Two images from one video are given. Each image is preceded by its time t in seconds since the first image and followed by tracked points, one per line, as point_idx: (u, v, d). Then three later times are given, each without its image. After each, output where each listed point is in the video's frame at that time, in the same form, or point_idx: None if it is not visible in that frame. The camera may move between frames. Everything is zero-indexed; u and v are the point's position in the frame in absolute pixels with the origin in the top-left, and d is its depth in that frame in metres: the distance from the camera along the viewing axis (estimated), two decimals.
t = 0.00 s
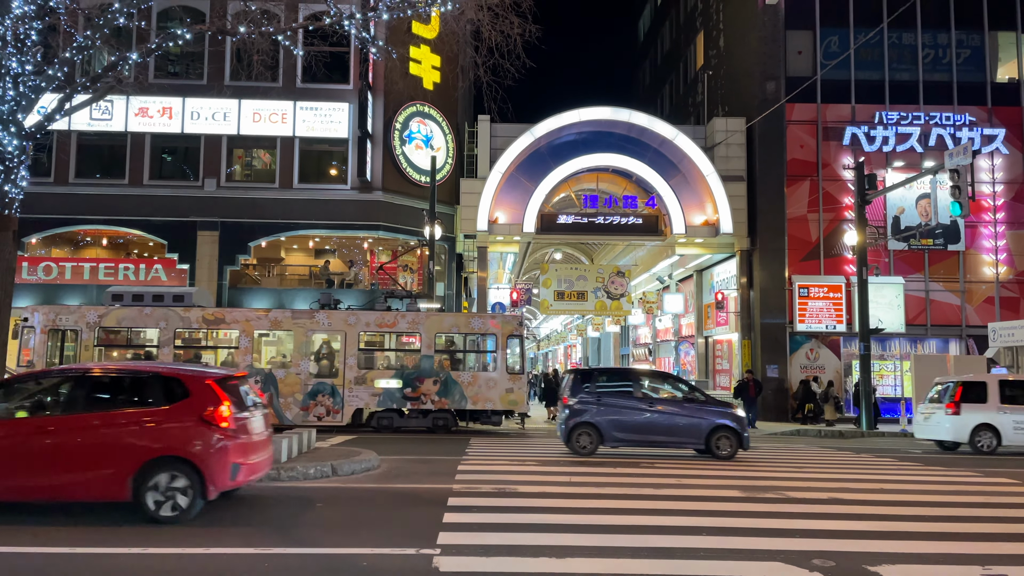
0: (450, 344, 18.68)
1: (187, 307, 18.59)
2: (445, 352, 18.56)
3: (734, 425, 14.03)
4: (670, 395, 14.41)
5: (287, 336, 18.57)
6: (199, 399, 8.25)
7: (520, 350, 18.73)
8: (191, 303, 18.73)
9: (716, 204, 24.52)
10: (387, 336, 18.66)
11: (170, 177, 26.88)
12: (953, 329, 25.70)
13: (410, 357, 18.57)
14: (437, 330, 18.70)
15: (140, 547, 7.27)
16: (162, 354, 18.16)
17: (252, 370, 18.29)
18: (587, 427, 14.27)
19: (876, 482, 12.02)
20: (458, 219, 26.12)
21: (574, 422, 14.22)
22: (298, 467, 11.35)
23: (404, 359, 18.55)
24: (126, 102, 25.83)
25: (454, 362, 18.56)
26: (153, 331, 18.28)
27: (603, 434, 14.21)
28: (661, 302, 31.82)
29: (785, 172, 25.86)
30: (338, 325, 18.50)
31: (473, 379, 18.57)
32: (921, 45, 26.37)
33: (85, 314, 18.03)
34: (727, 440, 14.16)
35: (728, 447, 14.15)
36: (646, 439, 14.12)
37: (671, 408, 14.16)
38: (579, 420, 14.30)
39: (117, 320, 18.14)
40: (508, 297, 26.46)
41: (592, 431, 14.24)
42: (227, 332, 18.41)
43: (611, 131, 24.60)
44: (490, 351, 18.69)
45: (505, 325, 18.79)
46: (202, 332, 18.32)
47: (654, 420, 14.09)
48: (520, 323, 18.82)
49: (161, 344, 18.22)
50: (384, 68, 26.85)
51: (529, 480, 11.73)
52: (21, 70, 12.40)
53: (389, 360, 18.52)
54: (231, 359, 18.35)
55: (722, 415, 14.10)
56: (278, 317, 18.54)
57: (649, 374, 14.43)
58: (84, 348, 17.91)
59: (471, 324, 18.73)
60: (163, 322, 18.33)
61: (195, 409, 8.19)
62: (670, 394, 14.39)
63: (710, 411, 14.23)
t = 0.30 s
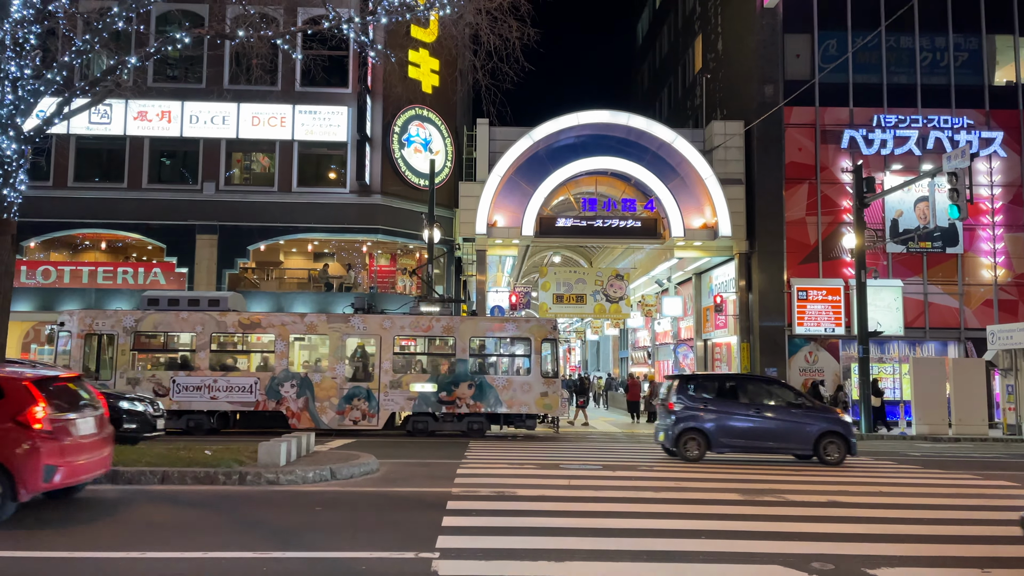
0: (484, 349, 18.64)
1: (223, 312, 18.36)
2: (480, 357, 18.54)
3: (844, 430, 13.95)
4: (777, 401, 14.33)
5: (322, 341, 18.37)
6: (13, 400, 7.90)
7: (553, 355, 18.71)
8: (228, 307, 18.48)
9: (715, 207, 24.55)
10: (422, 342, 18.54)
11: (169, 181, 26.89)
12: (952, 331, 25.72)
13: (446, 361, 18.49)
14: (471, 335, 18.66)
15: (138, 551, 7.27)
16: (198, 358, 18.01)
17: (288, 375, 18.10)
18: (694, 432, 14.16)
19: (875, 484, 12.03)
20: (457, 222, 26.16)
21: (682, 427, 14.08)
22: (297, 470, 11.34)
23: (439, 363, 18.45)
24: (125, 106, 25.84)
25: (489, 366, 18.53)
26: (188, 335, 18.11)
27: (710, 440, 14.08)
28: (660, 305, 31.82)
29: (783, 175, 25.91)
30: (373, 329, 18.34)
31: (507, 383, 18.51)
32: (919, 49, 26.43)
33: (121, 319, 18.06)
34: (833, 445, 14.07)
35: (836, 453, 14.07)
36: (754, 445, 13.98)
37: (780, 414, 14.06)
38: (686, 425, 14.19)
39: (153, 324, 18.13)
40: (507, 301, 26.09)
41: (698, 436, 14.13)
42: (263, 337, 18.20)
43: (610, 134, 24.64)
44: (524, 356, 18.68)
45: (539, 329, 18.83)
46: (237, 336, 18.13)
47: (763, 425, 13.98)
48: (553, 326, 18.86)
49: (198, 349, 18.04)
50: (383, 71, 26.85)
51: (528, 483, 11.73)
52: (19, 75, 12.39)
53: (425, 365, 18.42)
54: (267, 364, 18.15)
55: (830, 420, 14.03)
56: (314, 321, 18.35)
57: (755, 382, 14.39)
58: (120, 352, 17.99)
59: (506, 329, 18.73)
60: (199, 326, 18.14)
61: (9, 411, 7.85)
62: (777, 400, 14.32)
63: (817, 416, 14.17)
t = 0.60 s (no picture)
0: (519, 354, 18.30)
1: (261, 317, 18.16)
2: (515, 362, 18.23)
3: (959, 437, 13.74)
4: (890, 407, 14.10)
5: (357, 346, 18.17)
6: None
7: (589, 358, 18.34)
8: (264, 312, 18.28)
9: (712, 212, 24.54)
10: (456, 347, 18.22)
11: (166, 186, 26.87)
12: (949, 336, 25.76)
13: (480, 366, 18.15)
14: (506, 340, 18.35)
15: (135, 556, 7.25)
16: (235, 363, 17.77)
17: (324, 380, 17.82)
18: (806, 440, 13.92)
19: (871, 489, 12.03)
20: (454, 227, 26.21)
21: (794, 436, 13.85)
22: (294, 475, 11.32)
23: (471, 367, 18.14)
24: (122, 111, 25.85)
25: (525, 371, 18.21)
26: (223, 340, 17.88)
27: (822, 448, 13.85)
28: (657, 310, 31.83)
29: (780, 180, 25.95)
30: (409, 334, 18.13)
31: (542, 389, 18.12)
32: (915, 54, 26.51)
33: (158, 324, 17.74)
34: (947, 451, 13.87)
35: (951, 459, 13.88)
36: (867, 453, 13.79)
37: (892, 421, 13.85)
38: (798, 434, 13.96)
39: (190, 330, 17.86)
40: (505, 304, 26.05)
41: (810, 444, 13.90)
42: (301, 343, 17.97)
43: (607, 139, 24.66)
44: (559, 361, 18.29)
45: (574, 334, 18.42)
46: (274, 341, 17.88)
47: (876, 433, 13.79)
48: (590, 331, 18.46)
49: (234, 354, 17.81)
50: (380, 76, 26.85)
51: (525, 488, 11.72)
52: (17, 79, 12.38)
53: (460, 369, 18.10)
54: (303, 369, 17.90)
55: (943, 427, 13.81)
56: (351, 326, 18.16)
57: (868, 388, 14.15)
58: (156, 358, 17.67)
59: (540, 333, 18.38)
60: (236, 332, 17.92)
61: None
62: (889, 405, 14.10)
63: (929, 422, 13.94)
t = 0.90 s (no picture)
0: (552, 360, 18.20)
1: (296, 323, 18.18)
2: (549, 367, 18.17)
3: None
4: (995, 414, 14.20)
5: (391, 351, 18.10)
6: None
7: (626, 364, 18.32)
8: (299, 319, 18.44)
9: (708, 217, 24.54)
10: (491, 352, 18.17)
11: (162, 190, 26.84)
12: (944, 341, 25.81)
13: (515, 372, 18.12)
14: (541, 346, 18.29)
15: (129, 562, 7.23)
16: (270, 369, 17.79)
17: (361, 386, 17.85)
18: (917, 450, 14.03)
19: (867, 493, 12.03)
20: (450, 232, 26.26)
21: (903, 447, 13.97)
22: (289, 481, 11.29)
23: (509, 373, 18.12)
24: (118, 115, 25.82)
25: (558, 377, 18.15)
26: (260, 346, 17.92)
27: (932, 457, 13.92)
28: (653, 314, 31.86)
29: (775, 186, 26.01)
30: (446, 339, 18.07)
31: (577, 394, 18.11)
32: (909, 60, 26.62)
33: (195, 330, 17.76)
34: None
35: None
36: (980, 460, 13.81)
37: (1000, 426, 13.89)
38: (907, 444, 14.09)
39: (226, 335, 17.87)
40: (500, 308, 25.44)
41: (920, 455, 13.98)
42: (337, 349, 17.97)
43: (603, 144, 24.70)
44: (592, 367, 18.26)
45: (609, 340, 18.38)
46: (311, 347, 17.89)
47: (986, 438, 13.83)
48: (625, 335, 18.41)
49: (271, 360, 17.83)
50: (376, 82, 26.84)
51: (521, 493, 11.70)
52: (12, 84, 12.35)
53: (494, 376, 18.11)
54: (339, 374, 17.90)
55: None
56: (387, 332, 18.11)
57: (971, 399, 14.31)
58: (192, 364, 17.68)
59: (576, 339, 18.32)
60: (272, 337, 17.94)
61: None
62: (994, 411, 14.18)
63: None
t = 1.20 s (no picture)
0: (588, 365, 18.12)
1: (333, 328, 17.93)
2: (585, 373, 18.05)
3: None
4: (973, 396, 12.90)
5: (428, 356, 18.09)
6: None
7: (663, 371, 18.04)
8: (336, 323, 18.03)
9: (701, 223, 24.59)
10: (528, 358, 18.16)
11: (155, 194, 26.78)
12: (936, 346, 25.93)
13: (551, 377, 18.05)
14: (577, 351, 18.21)
15: (118, 569, 7.18)
16: (307, 373, 17.53)
17: (398, 391, 17.77)
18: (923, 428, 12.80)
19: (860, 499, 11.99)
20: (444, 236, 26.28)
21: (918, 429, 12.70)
22: (282, 486, 11.24)
23: (546, 378, 18.05)
24: (110, 119, 25.75)
25: (594, 382, 18.01)
26: (298, 352, 17.63)
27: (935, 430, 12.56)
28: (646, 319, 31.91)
29: (769, 191, 26.10)
30: (480, 345, 18.11)
31: (613, 401, 17.91)
32: (901, 67, 26.77)
33: (231, 335, 17.37)
34: None
35: None
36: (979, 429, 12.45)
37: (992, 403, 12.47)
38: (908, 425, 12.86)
39: (263, 340, 17.54)
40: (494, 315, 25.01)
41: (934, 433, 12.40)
42: (372, 354, 17.80)
43: (597, 149, 24.77)
44: (630, 372, 18.08)
45: (644, 345, 18.15)
46: (348, 352, 17.71)
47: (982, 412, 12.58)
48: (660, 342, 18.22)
49: (306, 365, 17.56)
50: (370, 86, 26.79)
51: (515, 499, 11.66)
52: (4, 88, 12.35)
53: (530, 381, 18.05)
54: (375, 380, 17.79)
55: None
56: (423, 337, 18.10)
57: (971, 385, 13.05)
58: (230, 369, 17.27)
59: (610, 345, 18.21)
60: (308, 342, 17.67)
61: None
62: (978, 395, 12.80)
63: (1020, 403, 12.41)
